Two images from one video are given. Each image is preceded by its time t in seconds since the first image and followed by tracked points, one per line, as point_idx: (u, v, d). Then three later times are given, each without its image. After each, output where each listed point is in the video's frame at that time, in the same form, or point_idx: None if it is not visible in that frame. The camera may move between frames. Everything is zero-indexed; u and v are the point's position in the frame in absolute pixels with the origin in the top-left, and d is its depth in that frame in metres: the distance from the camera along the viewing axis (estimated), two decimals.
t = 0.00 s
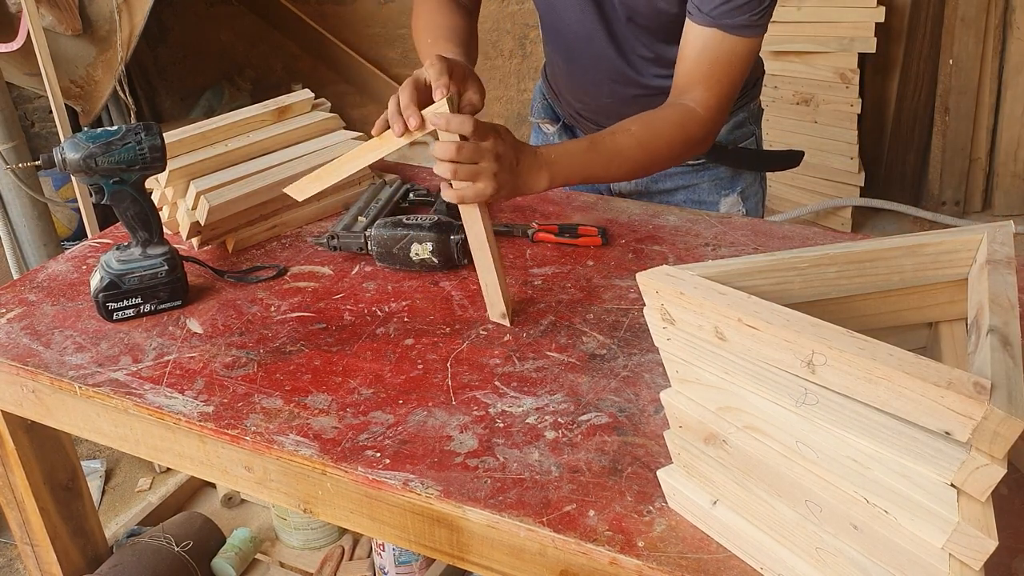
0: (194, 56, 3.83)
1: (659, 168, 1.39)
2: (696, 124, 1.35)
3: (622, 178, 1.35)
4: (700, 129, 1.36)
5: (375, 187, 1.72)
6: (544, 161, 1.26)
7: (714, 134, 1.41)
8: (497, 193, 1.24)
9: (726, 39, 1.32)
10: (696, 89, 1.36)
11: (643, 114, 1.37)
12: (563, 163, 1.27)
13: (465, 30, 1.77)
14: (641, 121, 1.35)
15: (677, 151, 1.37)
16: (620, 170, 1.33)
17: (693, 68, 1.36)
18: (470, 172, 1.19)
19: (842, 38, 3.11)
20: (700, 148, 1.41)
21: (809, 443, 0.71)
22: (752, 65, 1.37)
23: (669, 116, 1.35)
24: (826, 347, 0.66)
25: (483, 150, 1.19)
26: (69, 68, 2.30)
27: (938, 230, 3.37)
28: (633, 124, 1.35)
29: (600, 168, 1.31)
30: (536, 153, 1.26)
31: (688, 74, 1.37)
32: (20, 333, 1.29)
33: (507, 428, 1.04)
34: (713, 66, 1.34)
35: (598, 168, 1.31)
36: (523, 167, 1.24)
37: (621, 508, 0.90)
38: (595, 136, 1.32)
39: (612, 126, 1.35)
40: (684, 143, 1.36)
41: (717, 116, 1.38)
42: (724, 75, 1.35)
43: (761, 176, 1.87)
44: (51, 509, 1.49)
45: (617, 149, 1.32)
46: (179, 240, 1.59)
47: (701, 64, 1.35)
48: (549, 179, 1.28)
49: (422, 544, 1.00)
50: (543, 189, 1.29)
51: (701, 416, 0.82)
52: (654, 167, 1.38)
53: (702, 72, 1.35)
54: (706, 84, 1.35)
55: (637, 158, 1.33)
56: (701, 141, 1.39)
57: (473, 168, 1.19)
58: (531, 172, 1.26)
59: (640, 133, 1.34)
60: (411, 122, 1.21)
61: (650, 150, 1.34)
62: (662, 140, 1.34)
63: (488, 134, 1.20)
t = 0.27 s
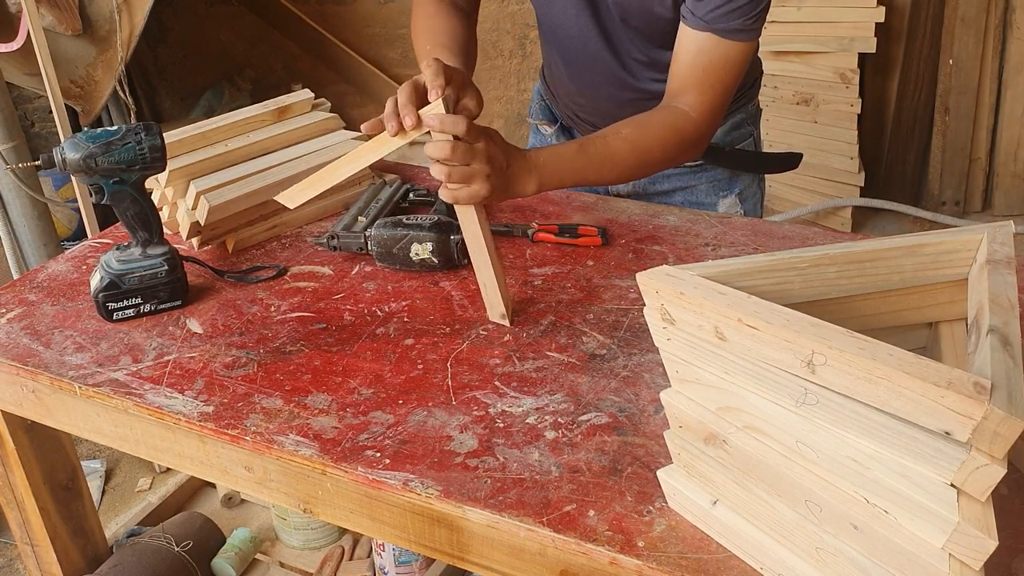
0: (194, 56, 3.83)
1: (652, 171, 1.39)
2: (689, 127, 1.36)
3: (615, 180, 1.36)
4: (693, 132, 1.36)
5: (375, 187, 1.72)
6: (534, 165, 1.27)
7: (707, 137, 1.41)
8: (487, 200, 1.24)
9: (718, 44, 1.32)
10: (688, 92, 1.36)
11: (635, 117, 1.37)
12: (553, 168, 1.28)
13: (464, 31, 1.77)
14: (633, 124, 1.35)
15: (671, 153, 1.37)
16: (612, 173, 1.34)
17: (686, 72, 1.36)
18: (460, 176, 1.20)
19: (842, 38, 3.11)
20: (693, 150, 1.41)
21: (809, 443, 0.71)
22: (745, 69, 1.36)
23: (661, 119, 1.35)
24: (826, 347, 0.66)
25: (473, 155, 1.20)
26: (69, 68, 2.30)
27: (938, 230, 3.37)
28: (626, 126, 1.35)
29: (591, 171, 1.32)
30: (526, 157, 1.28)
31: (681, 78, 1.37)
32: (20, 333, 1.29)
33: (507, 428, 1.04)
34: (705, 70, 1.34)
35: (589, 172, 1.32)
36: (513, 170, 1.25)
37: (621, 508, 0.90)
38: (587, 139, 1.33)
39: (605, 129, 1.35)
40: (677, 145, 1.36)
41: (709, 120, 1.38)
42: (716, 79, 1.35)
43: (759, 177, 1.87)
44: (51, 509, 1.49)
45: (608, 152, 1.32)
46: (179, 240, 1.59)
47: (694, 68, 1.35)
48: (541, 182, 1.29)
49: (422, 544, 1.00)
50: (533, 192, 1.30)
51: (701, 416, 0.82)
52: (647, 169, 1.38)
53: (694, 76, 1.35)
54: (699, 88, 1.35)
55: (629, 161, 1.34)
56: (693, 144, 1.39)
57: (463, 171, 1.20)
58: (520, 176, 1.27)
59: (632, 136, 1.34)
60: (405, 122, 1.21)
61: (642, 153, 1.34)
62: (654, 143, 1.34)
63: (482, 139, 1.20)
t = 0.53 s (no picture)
0: (194, 56, 3.83)
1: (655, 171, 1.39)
2: (692, 126, 1.35)
3: (619, 180, 1.35)
4: (696, 131, 1.36)
5: (375, 187, 1.72)
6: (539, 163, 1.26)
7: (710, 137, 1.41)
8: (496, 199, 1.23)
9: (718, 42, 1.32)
10: (691, 90, 1.36)
11: (637, 117, 1.37)
12: (558, 166, 1.27)
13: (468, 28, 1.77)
14: (636, 123, 1.35)
15: (674, 153, 1.37)
16: (616, 172, 1.33)
17: (688, 69, 1.36)
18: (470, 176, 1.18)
19: (842, 38, 3.11)
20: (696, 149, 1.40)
21: (810, 443, 0.71)
22: (746, 68, 1.36)
23: (664, 118, 1.35)
24: (826, 347, 0.66)
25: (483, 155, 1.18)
26: (69, 68, 2.30)
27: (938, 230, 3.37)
28: (628, 126, 1.35)
29: (596, 170, 1.31)
30: (533, 157, 1.26)
31: (682, 76, 1.37)
32: (20, 333, 1.29)
33: (507, 428, 1.04)
34: (707, 68, 1.35)
35: (595, 171, 1.31)
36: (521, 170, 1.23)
37: (621, 508, 0.90)
38: (591, 139, 1.32)
39: (608, 129, 1.35)
40: (680, 145, 1.36)
41: (711, 118, 1.38)
42: (718, 78, 1.35)
43: (759, 177, 1.87)
44: (51, 509, 1.49)
45: (613, 151, 1.32)
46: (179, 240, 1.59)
47: (696, 66, 1.35)
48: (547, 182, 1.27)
49: (422, 544, 1.00)
50: (539, 193, 1.29)
51: (701, 416, 0.82)
52: (650, 169, 1.37)
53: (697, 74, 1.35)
54: (702, 87, 1.35)
55: (632, 160, 1.33)
56: (696, 143, 1.39)
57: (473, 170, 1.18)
58: (527, 176, 1.25)
59: (635, 135, 1.34)
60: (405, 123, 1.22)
61: (645, 152, 1.34)
62: (658, 142, 1.34)
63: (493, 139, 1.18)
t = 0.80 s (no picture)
0: (194, 56, 3.83)
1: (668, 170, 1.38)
2: (705, 125, 1.35)
3: (633, 179, 1.34)
4: (709, 129, 1.36)
5: (375, 187, 1.72)
6: (561, 163, 1.23)
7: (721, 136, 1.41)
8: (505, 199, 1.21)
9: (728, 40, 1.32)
10: (703, 89, 1.36)
11: (651, 116, 1.36)
12: (579, 165, 1.25)
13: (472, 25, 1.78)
14: (651, 122, 1.34)
15: (687, 152, 1.37)
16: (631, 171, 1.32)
17: (697, 67, 1.36)
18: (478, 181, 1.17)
19: (842, 38, 3.11)
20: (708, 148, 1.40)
21: (810, 443, 0.71)
22: (754, 67, 1.37)
23: (679, 117, 1.34)
24: (826, 347, 0.66)
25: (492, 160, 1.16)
26: (69, 68, 2.30)
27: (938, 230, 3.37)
28: (644, 126, 1.34)
29: (614, 168, 1.30)
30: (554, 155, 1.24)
31: (692, 74, 1.38)
32: (20, 333, 1.29)
33: (507, 428, 1.04)
34: (716, 65, 1.35)
35: (612, 170, 1.29)
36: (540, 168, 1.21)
37: (621, 508, 0.90)
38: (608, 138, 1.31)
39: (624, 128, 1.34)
40: (694, 143, 1.36)
41: (724, 117, 1.38)
42: (729, 76, 1.36)
43: (759, 177, 1.87)
44: (51, 509, 1.49)
45: (630, 150, 1.31)
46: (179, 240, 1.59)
47: (704, 63, 1.36)
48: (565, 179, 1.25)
49: (422, 544, 1.00)
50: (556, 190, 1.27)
51: (701, 416, 0.82)
52: (663, 168, 1.37)
53: (709, 72, 1.35)
54: (711, 84, 1.36)
55: (648, 159, 1.33)
56: (709, 141, 1.38)
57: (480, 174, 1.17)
58: (546, 176, 1.23)
59: (651, 134, 1.33)
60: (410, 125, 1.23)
61: (661, 151, 1.33)
62: (673, 141, 1.34)
63: (509, 144, 1.16)
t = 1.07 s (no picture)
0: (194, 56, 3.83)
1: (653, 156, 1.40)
2: (693, 114, 1.37)
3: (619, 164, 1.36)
4: (697, 118, 1.38)
5: (375, 186, 1.71)
6: (552, 149, 1.25)
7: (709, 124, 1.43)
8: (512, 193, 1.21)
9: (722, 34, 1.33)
10: (694, 80, 1.37)
11: (640, 102, 1.37)
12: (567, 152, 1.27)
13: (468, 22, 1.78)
14: (638, 109, 1.35)
15: (674, 140, 1.38)
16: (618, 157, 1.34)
17: (690, 59, 1.36)
18: (489, 176, 1.17)
19: (842, 38, 3.11)
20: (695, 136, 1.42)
21: (810, 443, 0.71)
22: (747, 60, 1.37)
23: (668, 104, 1.35)
24: (826, 347, 0.66)
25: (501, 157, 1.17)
26: (70, 68, 2.30)
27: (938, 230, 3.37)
28: (633, 111, 1.35)
29: (601, 154, 1.31)
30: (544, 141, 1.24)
31: (684, 65, 1.38)
32: (20, 333, 1.29)
33: (507, 428, 1.04)
34: (709, 59, 1.35)
35: (598, 156, 1.31)
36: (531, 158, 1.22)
37: (621, 508, 0.90)
38: (596, 123, 1.32)
39: (612, 112, 1.34)
40: (681, 132, 1.37)
41: (712, 106, 1.39)
42: (720, 68, 1.36)
43: (760, 176, 1.87)
44: (51, 509, 1.49)
45: (618, 136, 1.32)
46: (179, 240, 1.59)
47: (698, 56, 1.36)
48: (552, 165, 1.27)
49: (422, 544, 1.00)
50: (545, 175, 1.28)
51: (701, 416, 0.82)
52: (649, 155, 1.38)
53: (701, 64, 1.36)
54: (702, 78, 1.37)
55: (635, 146, 1.34)
56: (697, 130, 1.40)
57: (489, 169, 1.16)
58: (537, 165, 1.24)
59: (639, 121, 1.34)
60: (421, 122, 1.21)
61: (647, 140, 1.35)
62: (661, 128, 1.35)
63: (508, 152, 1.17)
